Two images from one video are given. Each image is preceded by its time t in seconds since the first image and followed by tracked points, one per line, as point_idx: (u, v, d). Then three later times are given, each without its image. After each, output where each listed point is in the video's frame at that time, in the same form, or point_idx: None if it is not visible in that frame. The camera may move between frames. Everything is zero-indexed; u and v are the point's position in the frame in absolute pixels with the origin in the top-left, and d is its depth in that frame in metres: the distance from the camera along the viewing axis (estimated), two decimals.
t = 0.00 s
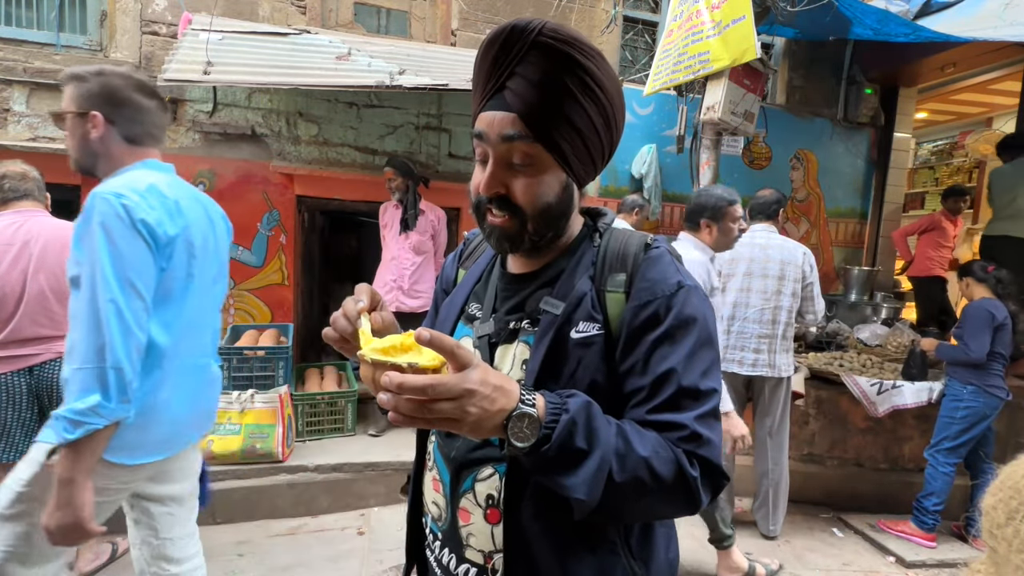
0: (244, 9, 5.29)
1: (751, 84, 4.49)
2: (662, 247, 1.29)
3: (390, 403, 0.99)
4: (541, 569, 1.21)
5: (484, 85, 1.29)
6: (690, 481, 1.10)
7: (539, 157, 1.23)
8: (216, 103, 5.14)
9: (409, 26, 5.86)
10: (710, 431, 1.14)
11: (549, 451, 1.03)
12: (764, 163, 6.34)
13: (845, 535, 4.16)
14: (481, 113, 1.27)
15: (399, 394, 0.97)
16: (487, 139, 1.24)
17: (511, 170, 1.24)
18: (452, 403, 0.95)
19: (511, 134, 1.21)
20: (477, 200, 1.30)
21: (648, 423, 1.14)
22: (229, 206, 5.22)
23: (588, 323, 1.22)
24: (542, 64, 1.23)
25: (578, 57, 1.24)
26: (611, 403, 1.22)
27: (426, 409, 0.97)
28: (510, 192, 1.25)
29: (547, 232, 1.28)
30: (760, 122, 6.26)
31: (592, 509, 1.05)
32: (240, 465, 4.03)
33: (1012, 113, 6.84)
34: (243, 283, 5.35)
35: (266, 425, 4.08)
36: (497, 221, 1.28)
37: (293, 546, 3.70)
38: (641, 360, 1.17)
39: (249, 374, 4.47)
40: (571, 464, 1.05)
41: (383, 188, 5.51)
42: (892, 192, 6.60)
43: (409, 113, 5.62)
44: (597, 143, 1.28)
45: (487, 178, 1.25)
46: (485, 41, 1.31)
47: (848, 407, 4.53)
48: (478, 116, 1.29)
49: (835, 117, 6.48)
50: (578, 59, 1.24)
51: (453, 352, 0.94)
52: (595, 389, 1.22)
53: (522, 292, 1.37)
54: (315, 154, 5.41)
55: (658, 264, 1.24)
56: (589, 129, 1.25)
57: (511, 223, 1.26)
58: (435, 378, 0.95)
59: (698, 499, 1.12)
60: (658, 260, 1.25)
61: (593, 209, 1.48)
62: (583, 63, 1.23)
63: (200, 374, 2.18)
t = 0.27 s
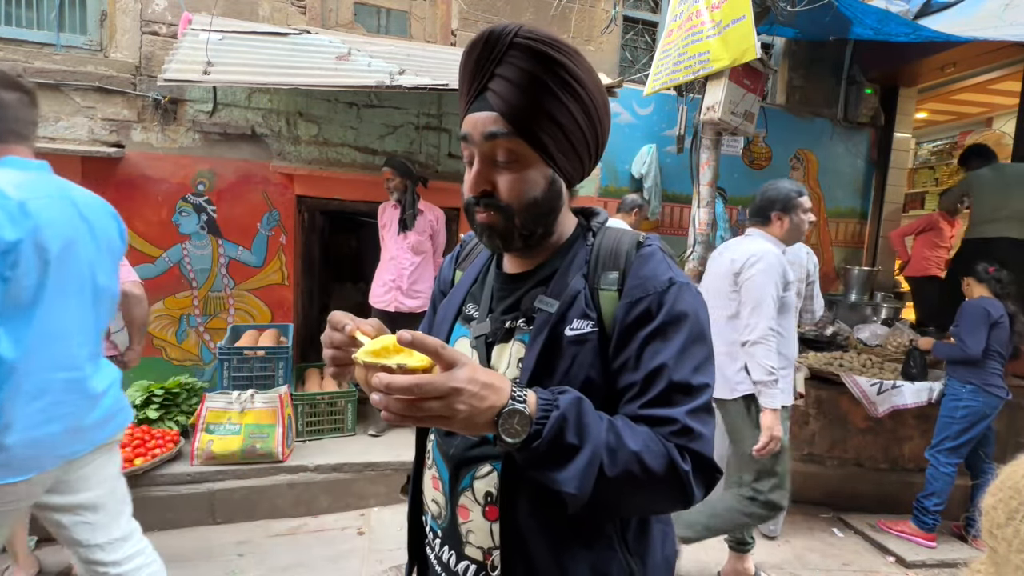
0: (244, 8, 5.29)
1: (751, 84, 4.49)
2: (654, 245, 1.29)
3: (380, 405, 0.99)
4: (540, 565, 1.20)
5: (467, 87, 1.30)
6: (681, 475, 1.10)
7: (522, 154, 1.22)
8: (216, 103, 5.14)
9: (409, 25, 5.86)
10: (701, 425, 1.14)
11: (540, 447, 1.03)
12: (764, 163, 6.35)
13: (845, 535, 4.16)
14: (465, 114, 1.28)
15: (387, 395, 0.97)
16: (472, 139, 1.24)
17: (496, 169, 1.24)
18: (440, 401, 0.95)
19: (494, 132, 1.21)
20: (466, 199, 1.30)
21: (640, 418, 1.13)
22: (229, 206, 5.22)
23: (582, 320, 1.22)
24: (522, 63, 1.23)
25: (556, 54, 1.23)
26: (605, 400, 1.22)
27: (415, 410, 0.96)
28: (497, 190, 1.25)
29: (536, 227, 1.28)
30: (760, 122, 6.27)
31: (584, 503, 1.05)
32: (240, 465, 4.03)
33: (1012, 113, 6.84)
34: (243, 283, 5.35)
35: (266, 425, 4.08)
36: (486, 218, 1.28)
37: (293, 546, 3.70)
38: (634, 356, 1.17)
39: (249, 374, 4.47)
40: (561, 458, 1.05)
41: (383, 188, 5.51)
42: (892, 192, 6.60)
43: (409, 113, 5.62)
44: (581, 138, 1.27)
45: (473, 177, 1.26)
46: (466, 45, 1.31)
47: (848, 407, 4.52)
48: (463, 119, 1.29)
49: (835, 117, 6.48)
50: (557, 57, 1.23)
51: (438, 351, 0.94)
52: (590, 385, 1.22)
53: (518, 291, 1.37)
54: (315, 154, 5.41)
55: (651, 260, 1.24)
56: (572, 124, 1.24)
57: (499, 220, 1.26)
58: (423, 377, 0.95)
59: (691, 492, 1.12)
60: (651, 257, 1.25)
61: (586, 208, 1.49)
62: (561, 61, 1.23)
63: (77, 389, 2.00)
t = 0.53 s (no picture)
0: (244, 8, 5.29)
1: (751, 84, 4.49)
2: (663, 251, 1.29)
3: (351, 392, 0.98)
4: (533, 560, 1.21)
5: (521, 89, 1.28)
6: (648, 487, 1.09)
7: (567, 173, 1.24)
8: (216, 103, 5.14)
9: (409, 25, 5.86)
10: (680, 440, 1.12)
11: (503, 448, 1.02)
12: (764, 163, 6.35)
13: (845, 535, 4.16)
14: (514, 116, 1.27)
15: (361, 382, 0.96)
16: (518, 144, 1.23)
17: (538, 180, 1.24)
18: (418, 394, 0.95)
19: (545, 145, 1.21)
20: (493, 202, 1.29)
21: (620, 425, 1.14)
22: (230, 206, 5.22)
23: (586, 321, 1.22)
24: (584, 78, 1.23)
25: (619, 77, 1.25)
26: (590, 403, 1.23)
27: (389, 400, 0.96)
28: (531, 202, 1.25)
29: (563, 245, 1.29)
30: (760, 122, 6.27)
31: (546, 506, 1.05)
32: (239, 465, 4.03)
33: (1012, 113, 6.83)
34: (243, 283, 5.35)
35: (266, 425, 4.08)
36: (512, 228, 1.28)
37: (293, 546, 3.70)
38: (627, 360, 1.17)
39: (249, 374, 4.47)
40: (523, 460, 1.05)
41: (383, 188, 5.51)
42: (892, 192, 6.60)
43: (409, 113, 5.62)
44: (621, 166, 1.31)
45: (509, 184, 1.25)
46: (532, 42, 1.28)
47: (848, 407, 4.52)
48: (511, 120, 1.28)
49: (835, 117, 6.48)
50: (618, 80, 1.25)
51: (427, 343, 0.95)
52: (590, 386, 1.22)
53: (523, 290, 1.38)
54: (315, 154, 5.41)
55: (657, 266, 1.24)
56: (619, 150, 1.28)
57: (526, 232, 1.27)
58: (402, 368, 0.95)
59: (657, 506, 1.11)
60: (658, 262, 1.25)
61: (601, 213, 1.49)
62: (623, 83, 1.25)
63: None
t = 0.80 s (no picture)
0: (244, 9, 5.28)
1: (751, 84, 4.49)
2: (664, 253, 1.29)
3: (353, 393, 0.97)
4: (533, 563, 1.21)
5: (528, 86, 1.28)
6: (649, 488, 1.09)
7: (572, 172, 1.24)
8: (216, 103, 5.14)
9: (409, 26, 5.86)
10: (681, 442, 1.12)
11: (506, 449, 1.02)
12: (764, 163, 6.35)
13: (845, 535, 4.16)
14: (520, 113, 1.27)
15: (363, 384, 0.96)
16: (524, 141, 1.23)
17: (542, 178, 1.23)
18: (421, 397, 0.95)
19: (551, 142, 1.21)
20: (496, 201, 1.28)
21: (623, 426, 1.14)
22: (230, 206, 5.22)
23: (588, 323, 1.23)
24: (592, 77, 1.24)
25: (626, 79, 1.26)
26: (595, 404, 1.23)
27: (392, 401, 0.95)
28: (535, 200, 1.24)
29: (565, 245, 1.29)
30: (760, 122, 6.27)
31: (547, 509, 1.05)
32: (239, 465, 4.03)
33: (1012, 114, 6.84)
34: (243, 283, 5.34)
35: (265, 425, 4.08)
36: (515, 226, 1.27)
37: (293, 546, 3.70)
38: (628, 361, 1.17)
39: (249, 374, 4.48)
40: (527, 462, 1.05)
41: (383, 188, 5.51)
42: (892, 192, 6.60)
43: (409, 113, 5.62)
44: (626, 167, 1.32)
45: (514, 181, 1.24)
46: (539, 40, 1.29)
47: (848, 407, 4.52)
48: (516, 117, 1.27)
49: (835, 117, 6.48)
50: (626, 81, 1.26)
51: (430, 345, 0.94)
52: (590, 387, 1.22)
53: (524, 291, 1.38)
54: (315, 154, 5.41)
55: (659, 268, 1.24)
56: (623, 152, 1.29)
57: (529, 231, 1.26)
58: (405, 370, 0.94)
59: (658, 508, 1.10)
60: (659, 264, 1.25)
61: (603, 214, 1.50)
62: (630, 84, 1.27)
63: None
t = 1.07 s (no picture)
0: (244, 9, 5.29)
1: (751, 84, 4.49)
2: (666, 254, 1.28)
3: (358, 393, 0.98)
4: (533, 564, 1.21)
5: (533, 78, 1.28)
6: (654, 491, 1.09)
7: (581, 160, 1.25)
8: (216, 103, 5.14)
9: (409, 26, 5.86)
10: (685, 444, 1.12)
11: (511, 453, 1.02)
12: (764, 163, 6.35)
13: (845, 535, 4.16)
14: (527, 104, 1.27)
15: (368, 383, 0.96)
16: (533, 131, 1.23)
17: (551, 168, 1.24)
18: (425, 398, 0.95)
19: (560, 131, 1.21)
20: (504, 193, 1.28)
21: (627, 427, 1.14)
22: (230, 206, 5.22)
23: (589, 325, 1.22)
24: (597, 67, 1.25)
25: (628, 70, 1.29)
26: (598, 406, 1.23)
27: (396, 401, 0.96)
28: (546, 189, 1.24)
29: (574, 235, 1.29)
30: (760, 122, 6.27)
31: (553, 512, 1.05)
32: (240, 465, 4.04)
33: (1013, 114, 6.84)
34: (243, 283, 5.34)
35: (266, 425, 4.09)
36: (525, 217, 1.26)
37: (293, 546, 3.70)
38: (631, 362, 1.17)
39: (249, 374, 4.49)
40: (532, 465, 1.05)
41: (383, 188, 5.51)
42: (892, 192, 6.60)
43: (409, 113, 5.62)
44: (630, 156, 1.34)
45: (524, 171, 1.24)
46: (542, 33, 1.29)
47: (848, 407, 4.52)
48: (523, 107, 1.27)
49: (835, 117, 6.48)
50: (628, 72, 1.29)
51: (435, 347, 0.94)
52: (591, 389, 1.22)
53: (525, 292, 1.38)
54: (315, 154, 5.41)
55: (660, 270, 1.24)
56: (628, 138, 1.31)
57: (539, 222, 1.26)
58: (410, 370, 0.94)
59: (663, 510, 1.11)
60: (661, 266, 1.25)
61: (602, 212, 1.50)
62: (632, 75, 1.29)
63: None
